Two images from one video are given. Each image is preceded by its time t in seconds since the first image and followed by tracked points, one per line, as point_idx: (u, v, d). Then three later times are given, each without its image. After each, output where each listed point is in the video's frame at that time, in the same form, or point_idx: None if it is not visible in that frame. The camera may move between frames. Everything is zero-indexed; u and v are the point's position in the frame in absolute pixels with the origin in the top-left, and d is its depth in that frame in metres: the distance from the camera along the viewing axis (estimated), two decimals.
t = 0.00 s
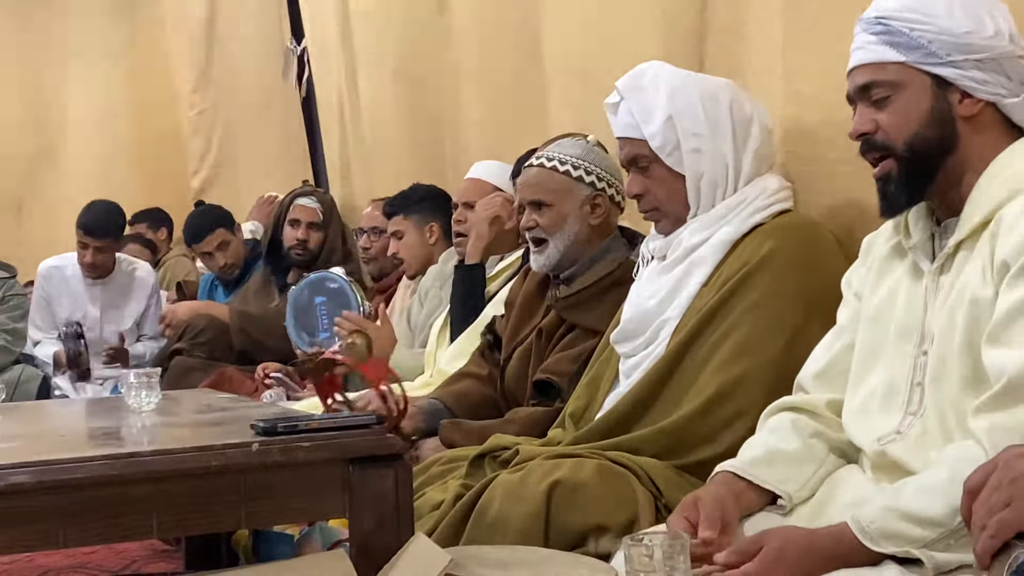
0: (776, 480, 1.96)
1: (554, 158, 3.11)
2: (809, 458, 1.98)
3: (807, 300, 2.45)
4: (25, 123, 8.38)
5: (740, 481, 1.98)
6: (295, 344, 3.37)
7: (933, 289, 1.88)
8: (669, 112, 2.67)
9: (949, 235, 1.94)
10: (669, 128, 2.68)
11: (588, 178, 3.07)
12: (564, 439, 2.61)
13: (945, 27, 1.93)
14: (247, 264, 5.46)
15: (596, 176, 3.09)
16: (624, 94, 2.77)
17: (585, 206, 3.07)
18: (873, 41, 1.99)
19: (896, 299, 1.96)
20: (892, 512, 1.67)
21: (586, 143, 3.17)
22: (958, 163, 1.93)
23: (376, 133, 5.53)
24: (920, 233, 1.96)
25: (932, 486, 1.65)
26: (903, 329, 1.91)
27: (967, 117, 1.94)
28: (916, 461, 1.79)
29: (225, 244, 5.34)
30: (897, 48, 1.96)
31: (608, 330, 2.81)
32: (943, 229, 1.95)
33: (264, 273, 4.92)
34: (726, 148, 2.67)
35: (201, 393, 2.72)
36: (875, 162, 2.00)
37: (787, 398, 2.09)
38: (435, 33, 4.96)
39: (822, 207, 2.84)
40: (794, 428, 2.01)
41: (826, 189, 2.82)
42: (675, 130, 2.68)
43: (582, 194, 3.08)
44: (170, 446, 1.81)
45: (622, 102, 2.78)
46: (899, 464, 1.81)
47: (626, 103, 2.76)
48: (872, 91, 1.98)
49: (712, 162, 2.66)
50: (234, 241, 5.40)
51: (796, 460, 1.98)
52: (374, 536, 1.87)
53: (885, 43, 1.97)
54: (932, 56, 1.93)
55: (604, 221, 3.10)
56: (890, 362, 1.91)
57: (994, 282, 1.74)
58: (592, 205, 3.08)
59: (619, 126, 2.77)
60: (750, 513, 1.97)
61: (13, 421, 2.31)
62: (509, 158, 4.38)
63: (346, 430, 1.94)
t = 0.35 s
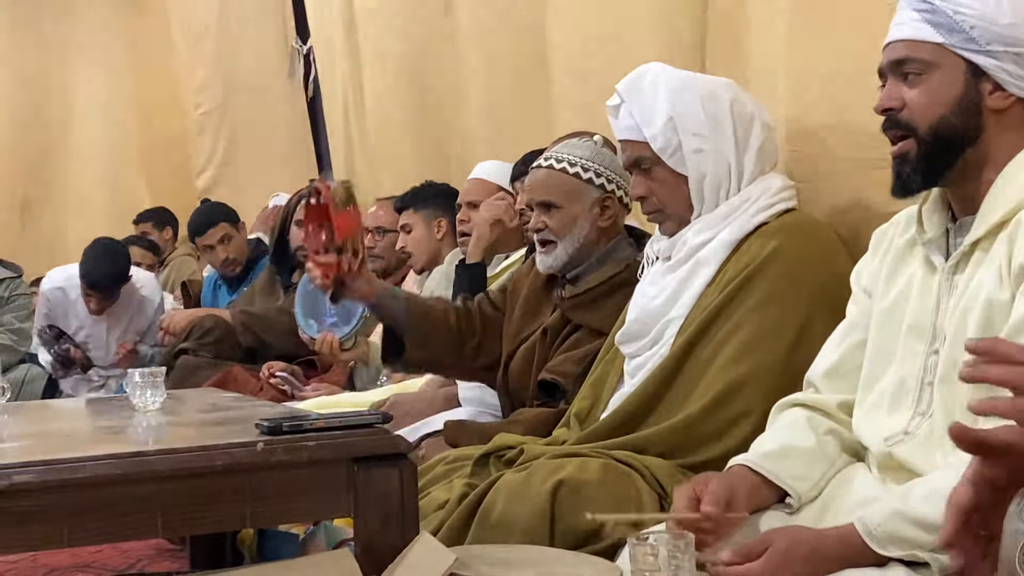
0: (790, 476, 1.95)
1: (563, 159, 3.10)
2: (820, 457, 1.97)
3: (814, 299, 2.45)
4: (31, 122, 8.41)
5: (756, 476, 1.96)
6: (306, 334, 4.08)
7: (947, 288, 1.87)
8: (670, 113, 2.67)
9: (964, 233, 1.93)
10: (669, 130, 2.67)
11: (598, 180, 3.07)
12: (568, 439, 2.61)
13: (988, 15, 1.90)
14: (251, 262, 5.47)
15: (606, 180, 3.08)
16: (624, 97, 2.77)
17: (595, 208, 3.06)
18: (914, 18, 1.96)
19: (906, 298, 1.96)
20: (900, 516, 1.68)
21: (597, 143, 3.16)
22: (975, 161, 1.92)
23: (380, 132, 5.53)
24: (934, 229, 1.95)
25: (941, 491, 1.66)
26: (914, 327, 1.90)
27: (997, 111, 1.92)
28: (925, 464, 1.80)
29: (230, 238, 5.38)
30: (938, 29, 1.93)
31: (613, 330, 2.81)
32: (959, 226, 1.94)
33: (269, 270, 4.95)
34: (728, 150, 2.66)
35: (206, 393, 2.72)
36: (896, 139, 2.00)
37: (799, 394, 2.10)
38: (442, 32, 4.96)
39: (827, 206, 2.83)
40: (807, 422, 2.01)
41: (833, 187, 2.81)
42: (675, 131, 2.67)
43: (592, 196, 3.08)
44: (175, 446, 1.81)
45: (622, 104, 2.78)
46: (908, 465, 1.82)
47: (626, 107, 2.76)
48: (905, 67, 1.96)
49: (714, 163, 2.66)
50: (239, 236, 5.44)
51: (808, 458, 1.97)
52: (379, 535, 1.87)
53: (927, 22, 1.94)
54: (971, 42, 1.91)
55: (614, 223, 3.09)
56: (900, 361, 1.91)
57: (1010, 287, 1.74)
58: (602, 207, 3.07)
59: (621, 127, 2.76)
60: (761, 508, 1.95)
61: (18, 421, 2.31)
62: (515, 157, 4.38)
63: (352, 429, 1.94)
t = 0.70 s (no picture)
0: (788, 472, 1.95)
1: (553, 157, 3.11)
2: (820, 454, 1.97)
3: (818, 298, 2.44)
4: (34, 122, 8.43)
5: (755, 470, 1.96)
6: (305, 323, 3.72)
7: (950, 287, 1.87)
8: (677, 113, 2.67)
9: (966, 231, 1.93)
10: (675, 128, 2.67)
11: (591, 177, 3.07)
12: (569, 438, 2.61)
13: (983, 11, 1.89)
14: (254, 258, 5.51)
15: (599, 176, 3.08)
16: (628, 95, 2.76)
17: (589, 205, 3.07)
18: (913, 16, 1.97)
19: (908, 298, 1.96)
20: (903, 514, 1.66)
21: (585, 140, 3.16)
22: (974, 160, 1.92)
23: (382, 130, 5.52)
24: (935, 229, 1.95)
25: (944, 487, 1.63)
26: (916, 327, 1.90)
27: (992, 108, 1.92)
28: (926, 463, 1.79)
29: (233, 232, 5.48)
30: (934, 27, 1.93)
31: (615, 329, 2.80)
32: (959, 226, 1.94)
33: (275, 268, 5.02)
34: (732, 150, 2.66)
35: (207, 392, 2.72)
36: (893, 135, 2.01)
37: (799, 393, 2.09)
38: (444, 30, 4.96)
39: (828, 204, 2.83)
40: (807, 421, 2.01)
41: (834, 186, 2.80)
42: (680, 130, 2.67)
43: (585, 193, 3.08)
44: (175, 446, 1.81)
45: (625, 102, 2.77)
46: (908, 463, 1.82)
47: (630, 105, 2.75)
48: (902, 64, 1.97)
49: (718, 165, 2.65)
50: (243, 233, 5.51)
51: (807, 455, 1.97)
52: (380, 535, 1.87)
53: (924, 20, 1.94)
54: (967, 39, 1.90)
55: (606, 220, 3.10)
56: (901, 361, 1.91)
57: (1009, 284, 1.73)
58: (595, 204, 3.07)
59: (624, 126, 2.76)
60: (761, 507, 1.95)
61: (19, 420, 2.31)
62: (517, 156, 4.38)
63: (353, 428, 1.94)
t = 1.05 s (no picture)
0: (787, 474, 1.94)
1: (556, 158, 3.11)
2: (818, 454, 1.97)
3: (816, 297, 2.44)
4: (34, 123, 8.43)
5: (754, 474, 1.96)
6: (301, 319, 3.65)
7: (933, 276, 1.89)
8: (685, 114, 2.66)
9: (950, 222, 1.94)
10: (682, 129, 2.66)
11: (593, 176, 3.09)
12: (569, 437, 2.61)
13: (968, 13, 1.94)
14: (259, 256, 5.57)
15: (601, 176, 3.11)
16: (635, 92, 2.75)
17: (592, 203, 3.08)
18: (902, 19, 2.01)
19: (895, 293, 1.96)
20: (902, 503, 1.65)
21: (581, 141, 3.18)
22: (969, 158, 1.94)
23: (381, 129, 5.54)
24: (920, 225, 1.97)
25: (937, 478, 1.63)
26: (902, 320, 1.91)
27: (975, 106, 1.94)
28: (922, 452, 1.78)
29: (241, 230, 5.52)
30: (921, 27, 1.97)
31: (616, 327, 2.80)
32: (944, 218, 1.95)
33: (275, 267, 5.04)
34: (739, 150, 2.66)
35: (207, 391, 2.71)
36: (876, 134, 2.02)
37: (796, 396, 2.09)
38: (444, 29, 4.98)
39: (826, 202, 2.84)
40: (803, 423, 2.01)
41: (833, 185, 2.82)
42: (687, 131, 2.67)
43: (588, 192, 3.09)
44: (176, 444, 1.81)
45: (630, 99, 2.77)
46: (905, 457, 1.80)
47: (635, 102, 2.75)
48: (888, 64, 2.00)
49: (724, 166, 2.65)
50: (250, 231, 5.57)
51: (801, 456, 1.97)
52: (379, 533, 1.86)
53: (911, 21, 1.99)
54: (953, 38, 1.94)
55: (607, 219, 3.12)
56: (890, 353, 1.91)
57: (994, 268, 1.74)
58: (598, 202, 3.09)
59: (629, 122, 2.75)
60: (760, 506, 1.95)
61: (18, 419, 2.31)
62: (517, 155, 4.38)
63: (353, 427, 1.94)
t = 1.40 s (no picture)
0: (778, 474, 1.94)
1: (557, 159, 3.10)
2: (807, 453, 1.96)
3: (816, 296, 2.44)
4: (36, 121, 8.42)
5: (745, 476, 1.96)
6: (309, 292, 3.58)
7: (921, 276, 1.90)
8: (690, 115, 2.65)
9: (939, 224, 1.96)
10: (688, 130, 2.66)
11: (593, 176, 3.09)
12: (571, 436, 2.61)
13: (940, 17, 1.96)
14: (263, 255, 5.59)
15: (600, 175, 3.11)
16: (637, 91, 2.75)
17: (592, 203, 3.09)
18: (876, 36, 2.03)
19: (888, 294, 1.96)
20: (898, 500, 1.66)
21: (577, 143, 3.18)
22: (967, 156, 1.94)
23: (382, 127, 5.54)
24: (911, 227, 1.99)
25: (935, 471, 1.64)
26: (896, 319, 1.92)
27: (962, 104, 1.95)
28: (919, 448, 1.77)
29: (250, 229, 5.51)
30: (896, 39, 1.98)
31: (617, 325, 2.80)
32: (933, 219, 1.97)
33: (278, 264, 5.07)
34: (744, 152, 2.66)
35: (207, 390, 2.71)
36: (870, 149, 2.02)
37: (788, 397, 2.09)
38: (444, 27, 4.98)
39: (827, 201, 2.84)
40: (791, 424, 2.01)
41: (834, 183, 2.82)
42: (692, 132, 2.66)
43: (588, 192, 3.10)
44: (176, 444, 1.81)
45: (633, 98, 2.76)
46: (903, 455, 1.79)
47: (638, 101, 2.74)
48: (872, 80, 2.01)
49: (728, 169, 2.65)
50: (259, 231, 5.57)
51: (796, 454, 1.96)
52: (380, 531, 1.87)
53: (886, 35, 2.00)
54: (929, 44, 1.95)
55: (606, 218, 3.13)
56: (884, 353, 1.91)
57: (979, 264, 1.74)
58: (598, 202, 3.10)
59: (631, 123, 2.74)
60: (756, 507, 1.95)
61: (17, 418, 2.31)
62: (517, 153, 4.39)
63: (353, 425, 1.94)
